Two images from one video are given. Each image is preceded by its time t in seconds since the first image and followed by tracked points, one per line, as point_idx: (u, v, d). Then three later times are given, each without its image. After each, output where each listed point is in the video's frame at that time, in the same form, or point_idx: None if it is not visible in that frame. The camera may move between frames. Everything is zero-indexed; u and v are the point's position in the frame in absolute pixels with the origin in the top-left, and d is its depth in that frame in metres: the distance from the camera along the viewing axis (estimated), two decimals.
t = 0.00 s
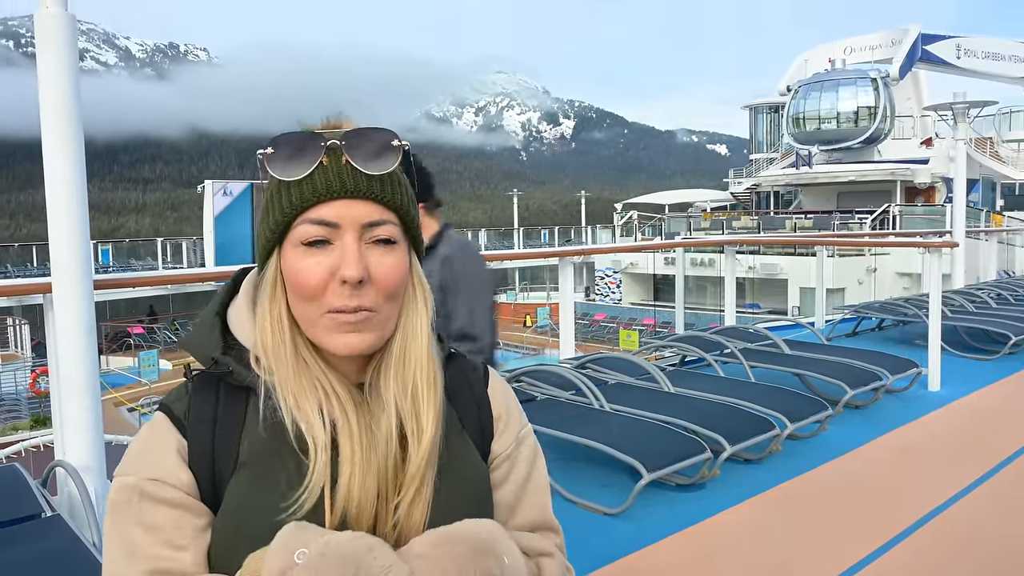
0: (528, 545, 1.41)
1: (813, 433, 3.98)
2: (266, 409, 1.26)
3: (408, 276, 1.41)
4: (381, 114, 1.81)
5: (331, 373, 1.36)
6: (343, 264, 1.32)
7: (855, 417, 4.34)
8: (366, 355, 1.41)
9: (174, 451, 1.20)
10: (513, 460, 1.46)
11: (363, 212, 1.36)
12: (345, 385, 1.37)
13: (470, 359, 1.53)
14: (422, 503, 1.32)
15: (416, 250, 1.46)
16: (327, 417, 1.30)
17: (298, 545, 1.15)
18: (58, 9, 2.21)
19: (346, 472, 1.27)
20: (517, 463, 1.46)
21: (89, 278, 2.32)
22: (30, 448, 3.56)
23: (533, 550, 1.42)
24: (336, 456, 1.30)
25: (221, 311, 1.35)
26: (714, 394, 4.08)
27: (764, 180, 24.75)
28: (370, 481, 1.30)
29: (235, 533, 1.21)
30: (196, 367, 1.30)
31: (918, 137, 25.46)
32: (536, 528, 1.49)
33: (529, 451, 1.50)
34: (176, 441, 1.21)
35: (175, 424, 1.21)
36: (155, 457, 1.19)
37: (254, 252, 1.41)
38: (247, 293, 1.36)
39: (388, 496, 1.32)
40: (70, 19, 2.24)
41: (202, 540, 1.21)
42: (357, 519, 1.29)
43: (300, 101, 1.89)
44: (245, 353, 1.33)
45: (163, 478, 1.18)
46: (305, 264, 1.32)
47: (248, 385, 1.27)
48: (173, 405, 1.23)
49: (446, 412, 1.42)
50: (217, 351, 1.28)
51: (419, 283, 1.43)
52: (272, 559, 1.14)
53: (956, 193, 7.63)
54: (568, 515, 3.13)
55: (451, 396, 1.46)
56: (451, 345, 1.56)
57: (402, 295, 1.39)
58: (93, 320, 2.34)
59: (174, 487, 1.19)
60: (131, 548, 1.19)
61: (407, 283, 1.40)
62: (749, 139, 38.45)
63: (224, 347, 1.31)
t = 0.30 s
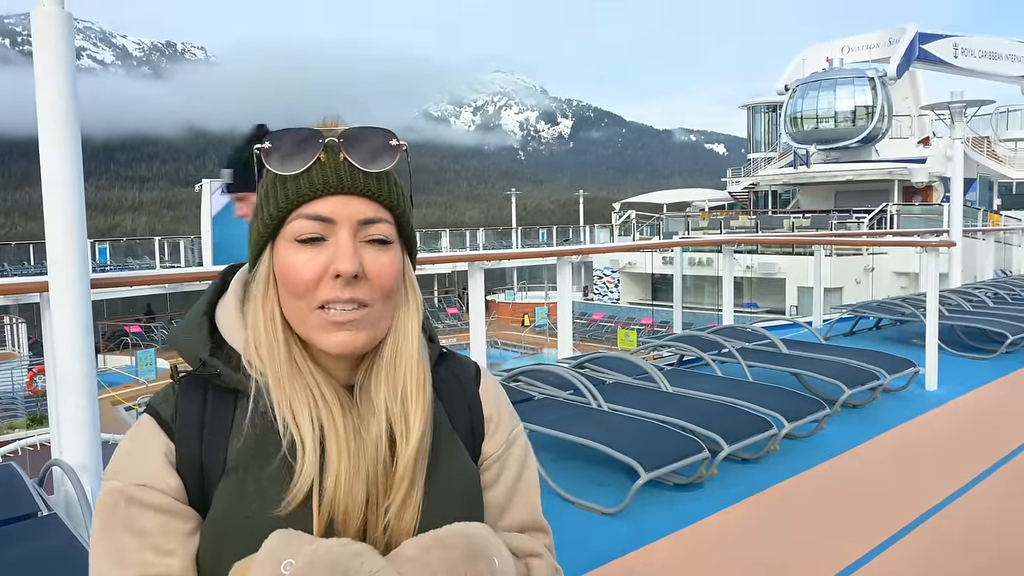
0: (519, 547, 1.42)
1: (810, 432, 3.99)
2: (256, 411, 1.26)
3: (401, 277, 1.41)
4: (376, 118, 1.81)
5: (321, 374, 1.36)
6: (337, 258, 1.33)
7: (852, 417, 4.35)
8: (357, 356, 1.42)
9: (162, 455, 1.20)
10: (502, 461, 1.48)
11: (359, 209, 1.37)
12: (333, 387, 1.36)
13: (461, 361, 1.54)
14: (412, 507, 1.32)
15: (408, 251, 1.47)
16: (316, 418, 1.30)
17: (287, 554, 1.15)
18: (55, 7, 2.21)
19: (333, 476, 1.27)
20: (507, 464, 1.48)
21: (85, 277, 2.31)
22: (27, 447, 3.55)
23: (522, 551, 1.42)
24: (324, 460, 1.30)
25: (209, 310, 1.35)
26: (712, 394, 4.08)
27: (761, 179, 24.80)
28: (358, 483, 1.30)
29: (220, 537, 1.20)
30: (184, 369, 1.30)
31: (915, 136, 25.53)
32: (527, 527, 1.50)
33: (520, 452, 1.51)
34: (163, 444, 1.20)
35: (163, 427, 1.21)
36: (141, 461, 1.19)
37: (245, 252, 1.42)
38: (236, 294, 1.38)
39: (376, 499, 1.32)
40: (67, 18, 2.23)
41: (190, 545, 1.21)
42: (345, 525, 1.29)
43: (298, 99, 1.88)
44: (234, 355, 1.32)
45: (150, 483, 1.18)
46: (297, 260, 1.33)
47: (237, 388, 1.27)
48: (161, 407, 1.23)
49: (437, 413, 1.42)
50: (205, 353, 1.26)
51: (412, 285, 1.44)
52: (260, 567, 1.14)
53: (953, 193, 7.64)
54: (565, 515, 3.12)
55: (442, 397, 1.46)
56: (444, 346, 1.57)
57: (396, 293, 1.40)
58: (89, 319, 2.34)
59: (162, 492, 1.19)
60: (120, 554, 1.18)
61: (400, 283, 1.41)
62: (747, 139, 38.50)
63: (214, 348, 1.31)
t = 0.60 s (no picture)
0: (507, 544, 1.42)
1: (806, 433, 3.99)
2: (245, 416, 1.25)
3: (392, 279, 1.41)
4: (370, 117, 1.82)
5: (311, 379, 1.35)
6: (329, 258, 1.32)
7: (848, 417, 4.35)
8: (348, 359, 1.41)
9: (146, 462, 1.19)
10: (493, 461, 1.47)
11: (350, 208, 1.36)
12: (322, 392, 1.36)
13: (453, 359, 1.54)
14: (402, 513, 1.33)
15: (400, 251, 1.47)
16: (306, 424, 1.29)
17: (270, 566, 1.15)
18: (50, 9, 2.26)
19: (322, 484, 1.27)
20: (497, 464, 1.48)
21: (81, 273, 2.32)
22: (24, 450, 3.53)
23: (512, 547, 1.42)
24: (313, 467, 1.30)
25: (195, 311, 1.35)
26: (709, 394, 4.08)
27: (759, 180, 24.80)
28: (349, 490, 1.30)
29: (205, 544, 1.20)
30: (171, 372, 1.29)
31: (913, 137, 25.58)
32: (518, 526, 1.50)
33: (511, 452, 1.51)
34: (147, 450, 1.19)
35: (147, 433, 1.21)
36: (125, 469, 1.18)
37: (233, 250, 1.41)
38: (225, 298, 1.37)
39: (367, 506, 1.32)
40: (62, 19, 2.28)
41: (176, 552, 1.21)
42: (335, 534, 1.29)
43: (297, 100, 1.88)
44: (222, 359, 1.31)
45: (133, 491, 1.17)
46: (288, 260, 1.31)
47: (223, 393, 1.26)
48: (145, 412, 1.22)
49: (428, 415, 1.41)
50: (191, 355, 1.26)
51: (403, 286, 1.43)
52: None
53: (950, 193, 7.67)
54: (561, 516, 3.12)
55: (434, 399, 1.46)
56: (436, 344, 1.56)
57: (388, 296, 1.39)
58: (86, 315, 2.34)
59: (147, 500, 1.18)
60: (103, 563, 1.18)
61: (392, 284, 1.40)
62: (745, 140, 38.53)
63: (201, 354, 1.31)
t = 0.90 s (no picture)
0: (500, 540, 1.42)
1: (805, 431, 4.01)
2: (240, 416, 1.26)
3: (387, 279, 1.42)
4: (366, 117, 1.82)
5: (307, 379, 1.37)
6: (323, 260, 1.32)
7: (846, 415, 4.37)
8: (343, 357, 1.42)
9: (138, 462, 1.18)
10: (489, 458, 1.49)
11: (345, 209, 1.37)
12: (318, 391, 1.37)
13: (449, 357, 1.56)
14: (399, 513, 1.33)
15: (395, 250, 1.48)
16: (302, 423, 1.31)
17: (263, 566, 1.15)
18: (43, 7, 2.13)
19: (318, 483, 1.27)
20: (493, 461, 1.49)
21: (76, 278, 2.24)
22: (21, 451, 3.53)
23: (508, 544, 1.43)
24: (309, 468, 1.30)
25: (186, 308, 1.35)
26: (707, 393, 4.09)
27: (757, 179, 24.82)
28: (344, 491, 1.30)
29: (199, 544, 1.20)
30: (162, 372, 1.28)
31: (911, 136, 25.60)
32: (514, 523, 1.51)
33: (506, 449, 1.52)
34: (139, 450, 1.19)
35: (139, 433, 1.20)
36: (117, 470, 1.18)
37: (225, 249, 1.41)
38: (216, 298, 1.37)
39: (363, 506, 1.34)
40: (56, 17, 2.16)
41: (168, 554, 1.20)
42: (331, 533, 1.30)
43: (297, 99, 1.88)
44: (214, 358, 1.32)
45: (125, 492, 1.17)
46: (282, 261, 1.32)
47: (215, 392, 1.27)
48: (137, 412, 1.22)
49: (424, 414, 1.42)
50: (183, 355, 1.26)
51: (398, 286, 1.45)
52: None
53: (947, 192, 7.68)
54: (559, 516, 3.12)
55: (430, 397, 1.48)
56: (430, 342, 1.58)
57: (382, 297, 1.40)
58: (82, 320, 2.27)
59: (139, 501, 1.18)
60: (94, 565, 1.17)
61: (387, 285, 1.41)
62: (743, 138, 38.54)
63: (193, 354, 1.31)
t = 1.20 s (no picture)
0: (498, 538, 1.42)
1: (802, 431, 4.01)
2: (236, 416, 1.26)
3: (383, 279, 1.42)
4: (364, 117, 1.82)
5: (302, 379, 1.37)
6: (318, 261, 1.32)
7: (842, 415, 4.37)
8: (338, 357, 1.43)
9: (134, 458, 1.18)
10: (485, 456, 1.49)
11: (340, 210, 1.37)
12: (313, 389, 1.37)
13: (445, 356, 1.56)
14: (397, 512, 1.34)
15: (390, 250, 1.49)
16: (298, 422, 1.31)
17: (260, 563, 1.15)
18: (36, 6, 2.13)
19: (315, 482, 1.28)
20: (489, 460, 1.49)
21: (71, 277, 2.24)
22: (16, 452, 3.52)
23: (505, 543, 1.43)
24: (306, 467, 1.30)
25: (181, 306, 1.35)
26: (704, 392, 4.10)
27: (754, 179, 24.92)
28: (341, 489, 1.30)
29: (195, 541, 1.20)
30: (157, 370, 1.28)
31: (907, 136, 25.59)
32: (511, 521, 1.51)
33: (502, 447, 1.53)
34: (135, 447, 1.19)
35: (134, 429, 1.20)
36: (114, 466, 1.17)
37: (219, 249, 1.41)
38: (212, 297, 1.37)
39: (360, 505, 1.34)
40: (49, 17, 2.15)
41: (164, 551, 1.20)
42: (327, 531, 1.30)
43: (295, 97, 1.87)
44: (210, 356, 1.32)
45: (122, 489, 1.16)
46: (277, 262, 1.32)
47: (212, 389, 1.27)
48: (133, 409, 1.21)
49: (421, 413, 1.43)
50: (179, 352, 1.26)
51: (393, 285, 1.45)
52: None
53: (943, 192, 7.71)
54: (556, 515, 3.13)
55: (426, 396, 1.48)
56: (426, 341, 1.58)
57: (377, 297, 1.40)
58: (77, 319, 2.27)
59: (136, 498, 1.17)
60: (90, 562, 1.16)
61: (382, 285, 1.42)
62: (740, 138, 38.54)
63: (188, 351, 1.31)
